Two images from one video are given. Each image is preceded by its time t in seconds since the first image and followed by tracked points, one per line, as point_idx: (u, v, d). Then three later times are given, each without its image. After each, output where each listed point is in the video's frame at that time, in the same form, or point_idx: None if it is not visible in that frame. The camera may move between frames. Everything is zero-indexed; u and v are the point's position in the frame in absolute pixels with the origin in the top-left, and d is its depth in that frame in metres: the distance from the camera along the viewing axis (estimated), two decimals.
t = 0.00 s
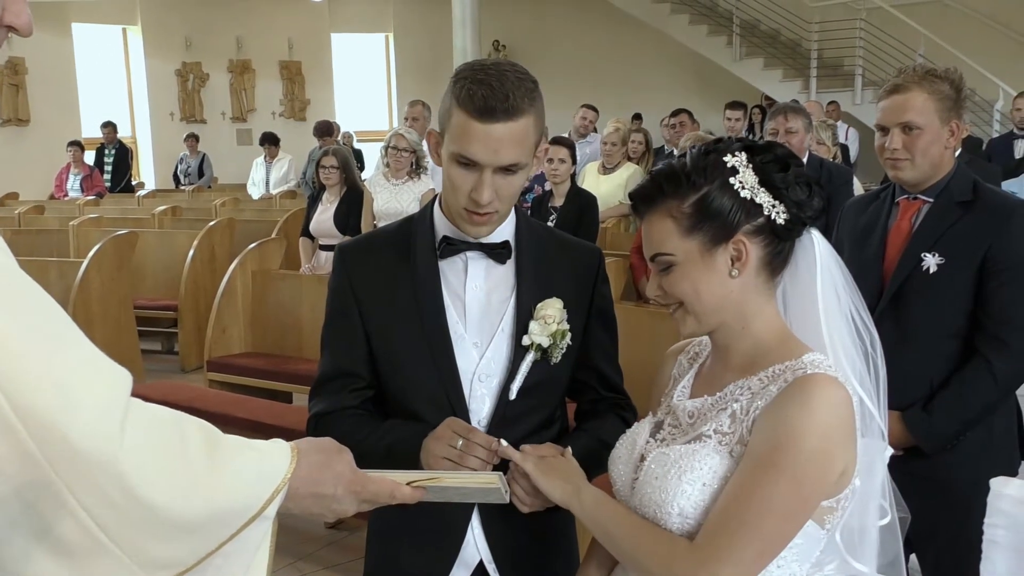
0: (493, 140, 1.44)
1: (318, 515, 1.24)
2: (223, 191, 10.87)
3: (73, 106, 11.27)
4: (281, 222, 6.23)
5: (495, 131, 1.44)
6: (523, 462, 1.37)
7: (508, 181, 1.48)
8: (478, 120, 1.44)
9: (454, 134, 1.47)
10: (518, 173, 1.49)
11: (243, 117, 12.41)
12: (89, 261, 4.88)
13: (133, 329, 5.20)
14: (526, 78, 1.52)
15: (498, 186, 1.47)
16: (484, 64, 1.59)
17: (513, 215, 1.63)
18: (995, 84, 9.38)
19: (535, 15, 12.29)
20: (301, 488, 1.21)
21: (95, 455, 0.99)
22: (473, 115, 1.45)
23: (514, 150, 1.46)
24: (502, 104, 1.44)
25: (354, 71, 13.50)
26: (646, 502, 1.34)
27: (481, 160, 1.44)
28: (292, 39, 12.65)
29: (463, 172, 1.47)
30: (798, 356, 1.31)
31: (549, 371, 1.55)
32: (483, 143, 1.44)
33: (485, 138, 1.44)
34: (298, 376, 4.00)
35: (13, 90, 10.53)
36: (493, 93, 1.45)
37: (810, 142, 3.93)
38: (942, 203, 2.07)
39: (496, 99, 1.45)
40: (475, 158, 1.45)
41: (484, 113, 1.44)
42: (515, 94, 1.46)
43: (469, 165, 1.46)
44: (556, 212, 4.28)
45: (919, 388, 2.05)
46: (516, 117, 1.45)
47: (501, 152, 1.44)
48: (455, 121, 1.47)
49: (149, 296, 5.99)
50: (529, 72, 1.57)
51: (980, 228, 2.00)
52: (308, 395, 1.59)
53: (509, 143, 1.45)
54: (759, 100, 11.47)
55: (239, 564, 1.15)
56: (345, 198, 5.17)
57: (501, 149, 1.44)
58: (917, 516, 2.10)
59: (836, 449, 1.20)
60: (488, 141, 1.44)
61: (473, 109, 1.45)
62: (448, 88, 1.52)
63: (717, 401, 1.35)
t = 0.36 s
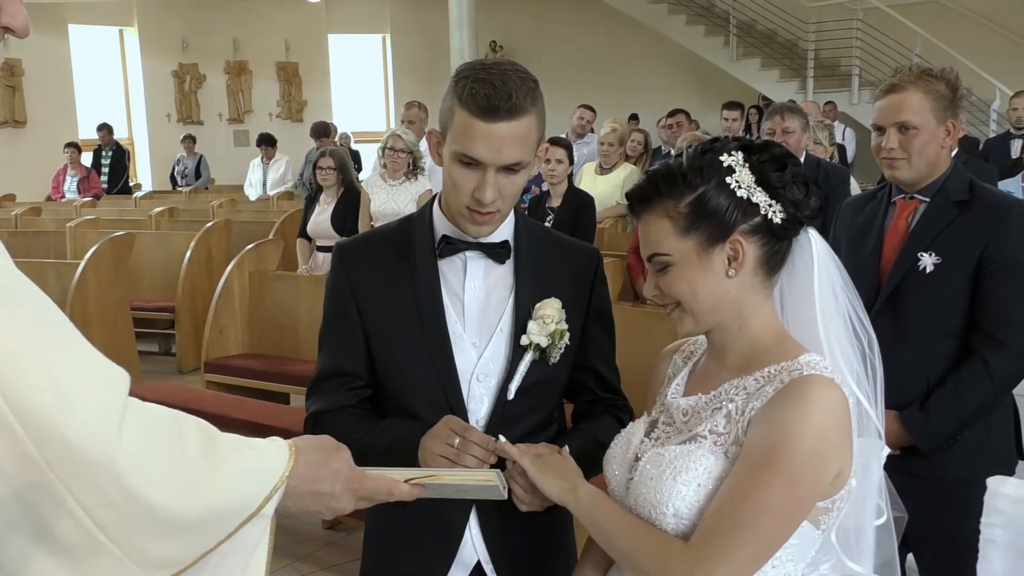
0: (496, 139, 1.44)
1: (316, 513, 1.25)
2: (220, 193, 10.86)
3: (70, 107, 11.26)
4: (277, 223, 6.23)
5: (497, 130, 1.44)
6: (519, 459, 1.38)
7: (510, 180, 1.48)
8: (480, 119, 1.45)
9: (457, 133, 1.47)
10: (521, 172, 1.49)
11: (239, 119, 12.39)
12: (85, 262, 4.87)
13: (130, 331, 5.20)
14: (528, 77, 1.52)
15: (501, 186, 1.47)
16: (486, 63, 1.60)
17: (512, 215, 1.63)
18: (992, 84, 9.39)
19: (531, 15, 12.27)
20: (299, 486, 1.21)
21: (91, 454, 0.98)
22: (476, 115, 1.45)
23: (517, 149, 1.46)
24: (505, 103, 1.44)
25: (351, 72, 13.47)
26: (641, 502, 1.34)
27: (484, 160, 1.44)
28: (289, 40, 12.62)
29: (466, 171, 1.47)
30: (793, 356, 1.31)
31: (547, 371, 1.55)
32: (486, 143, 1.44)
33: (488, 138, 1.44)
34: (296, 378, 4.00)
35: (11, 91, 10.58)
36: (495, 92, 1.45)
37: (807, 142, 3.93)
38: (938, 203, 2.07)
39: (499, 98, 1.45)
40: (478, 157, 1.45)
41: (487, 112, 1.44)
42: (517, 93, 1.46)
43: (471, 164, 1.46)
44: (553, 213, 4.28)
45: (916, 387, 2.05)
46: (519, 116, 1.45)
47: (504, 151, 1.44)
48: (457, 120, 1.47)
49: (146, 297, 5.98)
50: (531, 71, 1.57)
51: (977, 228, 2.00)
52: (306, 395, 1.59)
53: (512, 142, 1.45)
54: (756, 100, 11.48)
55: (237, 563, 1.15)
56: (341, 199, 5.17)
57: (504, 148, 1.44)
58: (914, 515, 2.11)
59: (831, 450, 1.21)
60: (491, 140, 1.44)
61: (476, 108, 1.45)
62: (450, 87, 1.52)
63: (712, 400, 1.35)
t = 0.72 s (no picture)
0: (497, 143, 1.44)
1: (314, 509, 1.24)
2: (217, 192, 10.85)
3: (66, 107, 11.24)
4: (275, 223, 6.22)
5: (499, 134, 1.43)
6: (516, 456, 1.37)
7: (511, 183, 1.48)
8: (481, 122, 1.44)
9: (457, 136, 1.46)
10: (521, 174, 1.49)
11: (236, 118, 12.39)
12: (82, 262, 4.86)
13: (127, 330, 5.19)
14: (528, 78, 1.51)
15: (501, 188, 1.47)
16: (484, 60, 1.58)
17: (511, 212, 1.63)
18: (989, 83, 9.40)
19: (528, 14, 12.28)
20: (295, 482, 1.20)
21: (88, 450, 0.98)
22: (477, 119, 1.44)
23: (518, 153, 1.45)
24: (505, 106, 1.43)
25: (348, 71, 13.46)
26: (636, 500, 1.34)
27: (485, 164, 1.44)
28: (286, 40, 12.61)
29: (467, 175, 1.47)
30: (789, 354, 1.31)
31: (545, 369, 1.54)
32: (486, 147, 1.43)
33: (489, 142, 1.43)
34: (294, 377, 4.00)
35: (7, 91, 10.55)
36: (496, 95, 1.44)
37: (804, 140, 3.94)
38: (935, 201, 2.08)
39: (500, 100, 1.44)
40: (479, 161, 1.45)
41: (487, 116, 1.43)
42: (518, 95, 1.45)
43: (472, 168, 1.46)
44: (551, 211, 4.28)
45: (912, 385, 2.05)
46: (519, 119, 1.44)
47: (505, 154, 1.44)
48: (457, 123, 1.46)
49: (143, 297, 5.97)
50: (529, 69, 1.56)
51: (974, 225, 2.00)
52: (303, 392, 1.59)
53: (513, 146, 1.44)
54: (753, 99, 11.49)
55: (235, 558, 1.15)
56: (339, 198, 5.16)
57: (505, 152, 1.44)
58: (911, 513, 2.11)
59: (826, 449, 1.20)
60: (491, 144, 1.43)
61: (476, 111, 1.44)
62: (449, 88, 1.50)
63: (707, 398, 1.35)
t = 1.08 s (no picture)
0: (511, 152, 1.43)
1: (313, 501, 1.24)
2: (215, 189, 10.84)
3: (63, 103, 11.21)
4: (272, 219, 6.20)
5: (514, 143, 1.43)
6: (514, 454, 1.37)
7: (521, 189, 1.48)
8: (495, 132, 1.42)
9: (469, 145, 1.44)
10: (530, 180, 1.49)
11: (234, 115, 12.38)
12: (79, 258, 4.85)
13: (124, 327, 5.17)
14: (533, 80, 1.50)
15: (514, 195, 1.47)
16: (485, 60, 1.55)
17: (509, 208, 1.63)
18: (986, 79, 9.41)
19: (525, 11, 12.27)
20: (294, 475, 1.20)
21: (88, 442, 0.98)
22: (491, 129, 1.42)
23: (530, 160, 1.45)
24: (519, 115, 1.42)
25: (346, 68, 13.45)
26: (634, 495, 1.34)
27: (499, 173, 1.44)
28: (283, 36, 12.60)
29: (479, 183, 1.46)
30: (788, 349, 1.31)
31: (543, 364, 1.54)
32: (500, 156, 1.43)
33: (504, 152, 1.42)
34: (292, 373, 3.99)
35: (4, 88, 10.50)
36: (509, 103, 1.43)
37: (802, 136, 3.94)
38: (934, 195, 2.07)
39: (513, 109, 1.42)
40: (492, 170, 1.44)
41: (502, 125, 1.42)
42: (530, 103, 1.44)
43: (484, 176, 1.45)
44: (548, 207, 4.27)
45: (910, 380, 2.05)
46: (532, 127, 1.44)
47: (519, 163, 1.44)
48: (469, 131, 1.44)
49: (140, 294, 5.96)
50: (533, 70, 1.55)
51: (973, 221, 2.00)
52: (302, 387, 1.58)
53: (526, 155, 1.44)
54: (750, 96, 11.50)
55: (234, 551, 1.15)
56: (336, 195, 5.15)
57: (519, 161, 1.44)
58: (908, 509, 2.11)
59: (826, 446, 1.20)
60: (506, 154, 1.43)
61: (491, 121, 1.42)
62: (459, 94, 1.48)
63: (706, 393, 1.35)
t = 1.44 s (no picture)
0: (514, 144, 1.43)
1: (311, 491, 1.24)
2: (212, 182, 10.83)
3: (60, 97, 11.18)
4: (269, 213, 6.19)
5: (517, 135, 1.42)
6: (511, 448, 1.37)
7: (523, 181, 1.48)
8: (499, 123, 1.42)
9: (472, 136, 1.44)
10: (532, 172, 1.49)
11: (230, 108, 12.38)
12: (76, 252, 4.84)
13: (122, 321, 5.16)
14: (537, 72, 1.50)
15: (515, 187, 1.47)
16: (489, 50, 1.55)
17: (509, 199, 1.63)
18: (984, 72, 9.42)
19: (523, 4, 12.25)
20: (292, 465, 1.20)
21: (85, 431, 0.98)
22: (495, 120, 1.42)
23: (533, 152, 1.45)
24: (524, 106, 1.42)
25: (343, 61, 13.43)
26: (631, 486, 1.34)
27: (501, 164, 1.43)
28: (279, 29, 12.57)
29: (481, 175, 1.46)
30: (785, 341, 1.31)
31: (543, 356, 1.54)
32: (504, 148, 1.42)
33: (507, 143, 1.42)
34: (290, 367, 3.98)
35: None
36: (513, 94, 1.42)
37: (800, 128, 3.93)
38: (932, 186, 2.07)
39: (518, 101, 1.42)
40: (495, 161, 1.44)
41: (506, 117, 1.42)
42: (534, 94, 1.44)
43: (486, 167, 1.45)
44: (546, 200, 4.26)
45: (909, 372, 2.06)
46: (536, 119, 1.43)
47: (521, 154, 1.44)
48: (473, 122, 1.44)
49: (137, 287, 5.95)
50: (536, 61, 1.54)
51: (971, 212, 2.00)
52: (303, 380, 1.58)
53: (529, 146, 1.44)
54: (748, 88, 11.50)
55: (232, 540, 1.15)
56: (334, 188, 5.15)
57: (522, 153, 1.44)
58: (906, 500, 2.11)
59: (824, 437, 1.20)
60: (509, 146, 1.42)
61: (495, 112, 1.42)
62: (463, 84, 1.47)
63: (703, 384, 1.35)
